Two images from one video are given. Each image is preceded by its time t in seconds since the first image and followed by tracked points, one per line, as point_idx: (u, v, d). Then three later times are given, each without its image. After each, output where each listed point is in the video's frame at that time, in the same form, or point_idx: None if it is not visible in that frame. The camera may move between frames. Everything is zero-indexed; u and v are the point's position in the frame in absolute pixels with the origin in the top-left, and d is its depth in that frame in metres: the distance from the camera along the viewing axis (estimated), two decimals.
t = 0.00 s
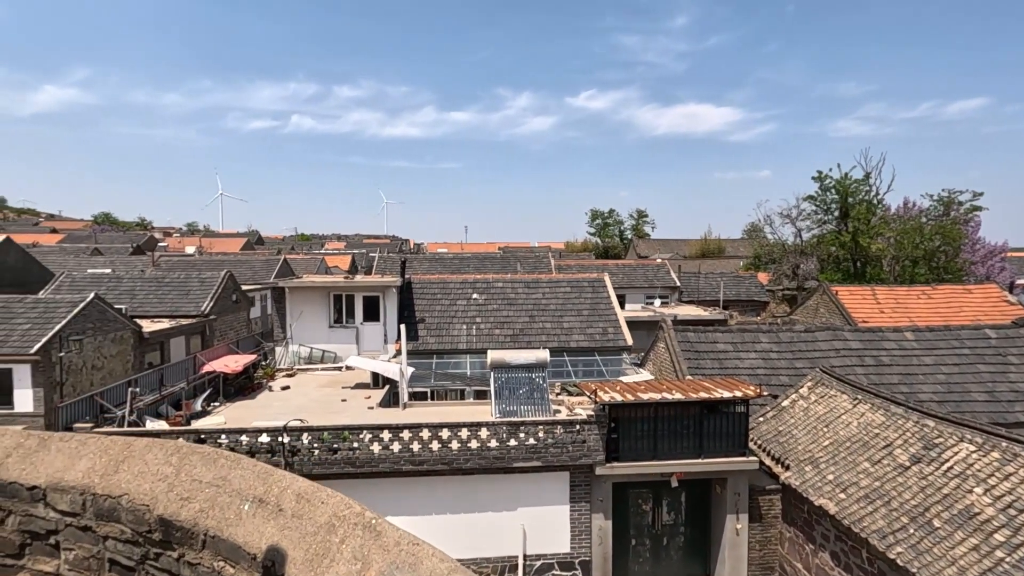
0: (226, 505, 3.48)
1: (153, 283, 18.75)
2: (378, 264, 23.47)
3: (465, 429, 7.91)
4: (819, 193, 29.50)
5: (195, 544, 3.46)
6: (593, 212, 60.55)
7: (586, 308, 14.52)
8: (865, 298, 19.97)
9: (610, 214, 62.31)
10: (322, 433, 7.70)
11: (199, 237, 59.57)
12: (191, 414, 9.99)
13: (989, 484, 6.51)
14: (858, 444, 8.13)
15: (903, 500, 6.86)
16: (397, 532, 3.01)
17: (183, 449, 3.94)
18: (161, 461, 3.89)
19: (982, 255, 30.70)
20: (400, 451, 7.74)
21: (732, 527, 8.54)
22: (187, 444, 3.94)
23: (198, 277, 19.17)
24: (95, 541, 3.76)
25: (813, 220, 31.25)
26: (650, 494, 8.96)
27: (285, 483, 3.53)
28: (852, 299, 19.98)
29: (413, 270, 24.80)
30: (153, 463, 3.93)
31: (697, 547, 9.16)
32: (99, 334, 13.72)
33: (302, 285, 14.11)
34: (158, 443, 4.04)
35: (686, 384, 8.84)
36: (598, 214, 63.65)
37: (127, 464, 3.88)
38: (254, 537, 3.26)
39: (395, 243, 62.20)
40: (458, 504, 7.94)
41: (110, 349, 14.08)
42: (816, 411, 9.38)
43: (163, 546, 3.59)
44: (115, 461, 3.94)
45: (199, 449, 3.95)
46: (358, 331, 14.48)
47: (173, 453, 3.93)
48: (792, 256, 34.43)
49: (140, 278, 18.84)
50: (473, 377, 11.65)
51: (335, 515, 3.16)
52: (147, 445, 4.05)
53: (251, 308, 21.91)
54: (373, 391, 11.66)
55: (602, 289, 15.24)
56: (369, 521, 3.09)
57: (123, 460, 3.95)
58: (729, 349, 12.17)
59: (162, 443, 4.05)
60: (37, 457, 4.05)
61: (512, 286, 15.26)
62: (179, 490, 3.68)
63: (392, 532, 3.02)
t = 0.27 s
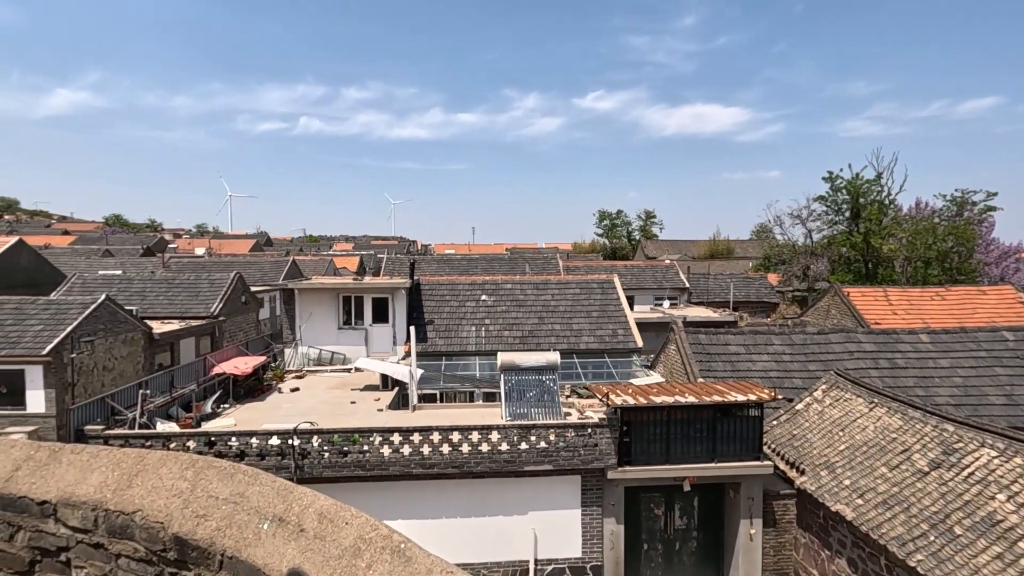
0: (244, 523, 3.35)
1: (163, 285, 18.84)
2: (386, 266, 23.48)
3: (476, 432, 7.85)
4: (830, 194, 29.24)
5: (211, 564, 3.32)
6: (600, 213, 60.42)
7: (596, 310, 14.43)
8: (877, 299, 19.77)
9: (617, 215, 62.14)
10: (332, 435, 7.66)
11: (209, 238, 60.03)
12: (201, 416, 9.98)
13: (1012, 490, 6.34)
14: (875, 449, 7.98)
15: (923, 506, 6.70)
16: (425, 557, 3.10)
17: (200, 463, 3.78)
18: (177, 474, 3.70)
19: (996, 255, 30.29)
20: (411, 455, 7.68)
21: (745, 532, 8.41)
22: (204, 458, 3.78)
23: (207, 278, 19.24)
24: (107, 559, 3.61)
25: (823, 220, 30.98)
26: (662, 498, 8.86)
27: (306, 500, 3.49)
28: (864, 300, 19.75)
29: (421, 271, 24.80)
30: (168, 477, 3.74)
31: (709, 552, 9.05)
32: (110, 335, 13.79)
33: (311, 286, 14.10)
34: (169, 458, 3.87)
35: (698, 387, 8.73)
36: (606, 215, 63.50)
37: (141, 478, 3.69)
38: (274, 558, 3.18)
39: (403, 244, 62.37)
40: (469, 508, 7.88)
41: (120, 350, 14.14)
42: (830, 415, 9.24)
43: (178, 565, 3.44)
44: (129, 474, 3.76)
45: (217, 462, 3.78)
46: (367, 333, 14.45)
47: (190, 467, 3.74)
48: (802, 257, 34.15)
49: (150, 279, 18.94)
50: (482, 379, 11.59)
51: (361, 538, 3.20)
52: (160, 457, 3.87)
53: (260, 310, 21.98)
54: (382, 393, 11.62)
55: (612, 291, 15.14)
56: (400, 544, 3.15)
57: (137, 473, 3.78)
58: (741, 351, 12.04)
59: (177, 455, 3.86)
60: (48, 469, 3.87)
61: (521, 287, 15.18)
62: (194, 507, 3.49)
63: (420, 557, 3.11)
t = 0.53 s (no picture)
0: (258, 541, 3.24)
1: (173, 287, 18.93)
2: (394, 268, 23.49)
3: (486, 437, 7.79)
4: (840, 196, 29.02)
5: None
6: (608, 216, 60.29)
7: (605, 313, 14.33)
8: (889, 303, 19.44)
9: (625, 218, 61.99)
10: (341, 439, 7.62)
11: (218, 241, 60.51)
12: (210, 418, 9.97)
13: None
14: (892, 455, 7.83)
15: (942, 514, 6.53)
16: None
17: (211, 475, 3.71)
18: (188, 487, 3.63)
19: (1010, 258, 29.87)
20: (420, 459, 7.63)
21: (759, 539, 8.29)
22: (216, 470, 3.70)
23: (217, 280, 19.31)
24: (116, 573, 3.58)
25: (833, 223, 30.71)
26: (674, 504, 8.74)
27: (326, 517, 3.31)
28: (876, 304, 19.51)
29: (429, 274, 24.79)
30: (178, 490, 3.67)
31: (721, 559, 8.92)
32: (120, 337, 13.85)
33: (320, 289, 14.10)
34: (180, 468, 3.79)
35: (711, 391, 8.63)
36: (614, 218, 63.35)
37: (150, 491, 3.63)
38: None
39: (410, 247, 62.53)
40: (478, 513, 7.81)
41: (130, 352, 14.20)
42: (845, 420, 9.09)
43: None
44: (137, 487, 3.70)
45: (229, 474, 3.70)
46: (375, 336, 14.40)
47: (201, 479, 3.68)
48: (812, 260, 33.87)
49: (160, 281, 19.05)
50: (490, 383, 11.52)
51: (382, 560, 2.95)
52: (171, 469, 3.80)
53: (268, 312, 22.05)
54: (391, 396, 11.59)
55: (621, 294, 15.04)
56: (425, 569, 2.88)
57: (145, 485, 3.72)
58: (752, 355, 11.90)
59: (187, 467, 3.79)
60: (54, 480, 3.84)
61: (530, 290, 15.11)
62: (205, 523, 3.41)
63: None
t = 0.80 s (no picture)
0: (257, 557, 3.19)
1: (181, 288, 18.98)
2: (401, 270, 23.48)
3: (493, 439, 7.70)
4: (850, 198, 28.78)
5: None
6: (615, 218, 60.17)
7: (612, 315, 14.21)
8: (900, 306, 19.18)
9: (632, 220, 61.84)
10: (347, 441, 7.56)
11: (226, 242, 60.83)
12: (216, 420, 9.94)
13: None
14: (907, 461, 7.66)
15: (960, 522, 6.35)
16: None
17: (208, 486, 3.69)
18: (183, 500, 3.61)
19: None
20: (427, 462, 7.55)
21: (770, 546, 8.16)
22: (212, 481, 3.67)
23: (224, 281, 19.34)
24: None
25: (843, 225, 30.42)
26: (683, 509, 8.63)
27: (328, 534, 3.31)
28: (887, 307, 19.28)
29: (436, 276, 24.76)
30: (173, 500, 3.65)
31: (731, 565, 8.79)
32: (128, 337, 13.87)
33: (326, 290, 14.06)
34: (177, 479, 3.78)
35: (721, 395, 8.51)
36: (621, 220, 63.17)
37: (144, 502, 3.59)
38: None
39: (417, 249, 62.62)
40: (485, 517, 7.73)
41: (138, 353, 14.21)
42: (858, 424, 8.94)
43: None
44: (131, 497, 3.66)
45: (225, 486, 3.68)
46: (382, 337, 14.31)
47: (196, 492, 3.66)
48: (822, 262, 33.57)
49: (168, 282, 19.10)
50: (497, 385, 11.43)
51: None
52: (166, 479, 3.77)
53: (275, 313, 22.08)
54: (397, 398, 11.53)
55: (629, 296, 14.92)
56: None
57: (139, 495, 3.68)
58: (763, 358, 11.75)
59: (181, 477, 3.78)
60: (44, 489, 3.79)
61: (537, 292, 15.01)
62: (201, 538, 3.35)
63: None
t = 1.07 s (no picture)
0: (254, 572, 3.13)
1: (185, 288, 18.99)
2: (405, 271, 23.43)
3: (497, 442, 7.62)
4: (856, 199, 28.60)
5: None
6: (620, 219, 60.04)
7: (617, 316, 14.11)
8: (908, 308, 18.98)
9: (637, 221, 61.69)
10: (349, 443, 7.49)
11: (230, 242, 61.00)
12: (219, 421, 9.89)
13: None
14: (918, 466, 7.52)
15: (973, 529, 6.19)
16: None
17: (193, 503, 5.60)
18: (167, 517, 5.52)
19: None
20: (430, 464, 7.47)
21: (778, 551, 8.03)
22: (197, 500, 5.59)
23: (228, 281, 19.33)
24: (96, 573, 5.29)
25: (850, 226, 30.21)
26: (689, 513, 8.53)
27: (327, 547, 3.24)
28: (895, 309, 19.08)
29: (440, 276, 24.70)
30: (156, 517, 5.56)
31: (738, 570, 8.68)
32: (132, 337, 13.86)
33: (330, 290, 14.00)
34: (159, 495, 5.71)
35: (729, 398, 8.40)
36: (626, 221, 63.03)
37: (126, 520, 5.52)
38: None
39: (421, 249, 62.66)
40: (489, 520, 7.65)
41: (142, 353, 14.19)
42: (867, 428, 8.81)
43: None
44: (113, 515, 5.60)
45: (207, 506, 5.58)
46: (385, 338, 14.24)
47: (181, 509, 5.57)
48: (828, 263, 33.34)
49: (173, 282, 19.11)
50: (501, 386, 11.34)
51: None
52: (148, 497, 5.71)
53: (279, 313, 22.07)
54: (401, 400, 11.46)
55: (634, 297, 14.82)
56: None
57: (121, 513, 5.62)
58: (770, 360, 11.63)
59: (161, 498, 5.68)
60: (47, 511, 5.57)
61: (541, 293, 14.92)
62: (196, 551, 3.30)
63: None
